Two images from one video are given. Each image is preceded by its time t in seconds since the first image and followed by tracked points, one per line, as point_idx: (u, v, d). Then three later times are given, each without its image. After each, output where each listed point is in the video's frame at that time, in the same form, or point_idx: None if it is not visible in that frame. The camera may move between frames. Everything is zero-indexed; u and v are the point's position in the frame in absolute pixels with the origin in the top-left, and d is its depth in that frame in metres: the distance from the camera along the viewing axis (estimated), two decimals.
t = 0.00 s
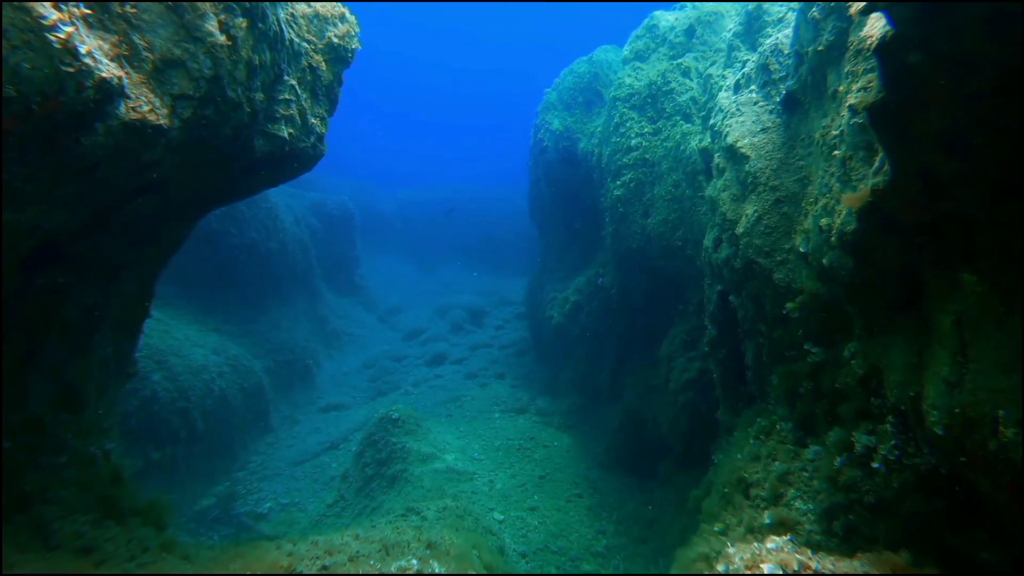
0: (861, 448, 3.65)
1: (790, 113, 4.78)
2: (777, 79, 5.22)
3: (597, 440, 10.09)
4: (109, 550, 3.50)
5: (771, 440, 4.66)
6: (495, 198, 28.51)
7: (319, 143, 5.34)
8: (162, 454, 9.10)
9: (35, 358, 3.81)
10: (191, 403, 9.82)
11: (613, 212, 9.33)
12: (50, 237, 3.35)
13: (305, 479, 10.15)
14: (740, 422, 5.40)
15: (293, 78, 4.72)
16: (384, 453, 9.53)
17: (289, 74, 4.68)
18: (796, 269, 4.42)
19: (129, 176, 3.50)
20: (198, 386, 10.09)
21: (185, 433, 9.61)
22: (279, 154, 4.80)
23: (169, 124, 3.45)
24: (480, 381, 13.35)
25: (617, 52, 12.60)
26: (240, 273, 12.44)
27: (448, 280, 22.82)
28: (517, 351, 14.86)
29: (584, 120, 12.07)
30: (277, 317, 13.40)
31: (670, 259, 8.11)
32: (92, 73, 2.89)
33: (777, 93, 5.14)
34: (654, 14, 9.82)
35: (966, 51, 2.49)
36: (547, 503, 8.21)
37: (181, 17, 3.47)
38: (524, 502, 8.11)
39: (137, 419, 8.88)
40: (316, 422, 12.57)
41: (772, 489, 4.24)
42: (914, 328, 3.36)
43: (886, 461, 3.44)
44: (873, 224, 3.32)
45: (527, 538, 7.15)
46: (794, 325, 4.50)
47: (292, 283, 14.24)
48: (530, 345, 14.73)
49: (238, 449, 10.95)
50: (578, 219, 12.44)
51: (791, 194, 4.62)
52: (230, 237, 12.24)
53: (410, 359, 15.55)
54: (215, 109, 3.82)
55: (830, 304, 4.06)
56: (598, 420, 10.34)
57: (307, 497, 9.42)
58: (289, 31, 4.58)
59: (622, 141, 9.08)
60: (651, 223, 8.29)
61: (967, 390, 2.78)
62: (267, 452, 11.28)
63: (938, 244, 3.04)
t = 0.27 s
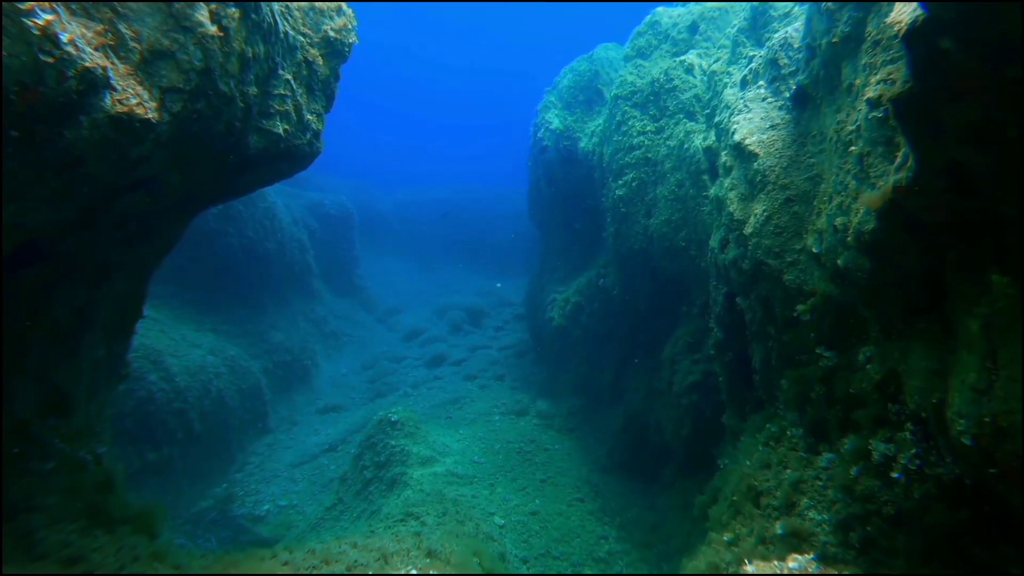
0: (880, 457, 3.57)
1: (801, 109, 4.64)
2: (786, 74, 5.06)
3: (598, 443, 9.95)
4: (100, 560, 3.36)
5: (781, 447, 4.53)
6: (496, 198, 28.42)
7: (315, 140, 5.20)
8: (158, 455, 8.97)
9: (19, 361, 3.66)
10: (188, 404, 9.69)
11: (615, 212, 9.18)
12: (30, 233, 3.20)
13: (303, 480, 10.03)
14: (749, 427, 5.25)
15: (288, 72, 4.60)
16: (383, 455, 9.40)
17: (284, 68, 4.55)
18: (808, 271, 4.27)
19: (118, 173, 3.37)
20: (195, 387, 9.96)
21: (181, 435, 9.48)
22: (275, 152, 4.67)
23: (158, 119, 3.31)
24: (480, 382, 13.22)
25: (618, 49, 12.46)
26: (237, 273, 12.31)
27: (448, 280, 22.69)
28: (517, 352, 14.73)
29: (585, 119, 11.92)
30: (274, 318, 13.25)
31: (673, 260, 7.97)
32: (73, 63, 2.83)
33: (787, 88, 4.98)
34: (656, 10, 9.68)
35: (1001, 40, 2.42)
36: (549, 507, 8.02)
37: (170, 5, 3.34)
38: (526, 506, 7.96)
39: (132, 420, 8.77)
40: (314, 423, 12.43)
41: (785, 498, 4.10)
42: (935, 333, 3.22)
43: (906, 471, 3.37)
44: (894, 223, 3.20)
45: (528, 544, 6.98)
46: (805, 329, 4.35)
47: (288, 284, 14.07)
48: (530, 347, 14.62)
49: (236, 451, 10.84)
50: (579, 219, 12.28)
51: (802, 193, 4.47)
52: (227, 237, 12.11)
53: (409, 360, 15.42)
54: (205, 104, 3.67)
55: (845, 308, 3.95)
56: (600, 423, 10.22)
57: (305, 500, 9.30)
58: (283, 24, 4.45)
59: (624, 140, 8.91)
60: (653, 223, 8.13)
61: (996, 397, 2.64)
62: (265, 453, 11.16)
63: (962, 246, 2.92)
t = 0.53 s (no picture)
0: (898, 466, 3.42)
1: (811, 105, 4.51)
2: (796, 68, 4.93)
3: (601, 446, 9.81)
4: None
5: (791, 453, 4.38)
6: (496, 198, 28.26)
7: (310, 136, 5.06)
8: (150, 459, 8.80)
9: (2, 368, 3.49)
10: (182, 407, 9.52)
11: (618, 212, 9.05)
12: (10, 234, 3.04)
13: (300, 485, 9.86)
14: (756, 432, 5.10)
15: (282, 66, 4.45)
16: (381, 459, 9.24)
17: (279, 62, 4.40)
18: (820, 271, 4.14)
19: (101, 169, 3.20)
20: (189, 389, 9.78)
21: (175, 438, 9.30)
22: (267, 149, 4.52)
23: (144, 113, 3.17)
24: (480, 384, 13.06)
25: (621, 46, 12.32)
26: (233, 274, 12.13)
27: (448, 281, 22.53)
28: (517, 354, 14.59)
29: (587, 117, 11.78)
30: (271, 319, 13.08)
31: (678, 260, 7.83)
32: (50, 52, 2.69)
33: (797, 83, 4.85)
34: (660, 6, 9.55)
35: None
36: (550, 513, 7.83)
37: None
38: (527, 511, 7.80)
39: (125, 424, 8.60)
40: (312, 426, 12.25)
41: (798, 508, 3.94)
42: (955, 336, 3.10)
43: (926, 481, 3.25)
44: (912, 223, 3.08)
45: (530, 551, 6.75)
46: (817, 331, 4.22)
47: (286, 284, 13.91)
48: (530, 348, 14.49)
49: (231, 454, 10.69)
50: (580, 219, 12.15)
51: (813, 191, 4.34)
52: (223, 236, 11.91)
53: (408, 361, 15.25)
54: (194, 97, 3.53)
55: (858, 309, 3.81)
56: (602, 426, 10.09)
57: (302, 505, 9.14)
58: (277, 15, 4.30)
59: (627, 138, 8.78)
60: (657, 222, 8.00)
61: None
62: (261, 457, 10.99)
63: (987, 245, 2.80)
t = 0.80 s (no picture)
0: (918, 475, 3.30)
1: (823, 99, 4.39)
2: (806, 63, 4.81)
3: (602, 450, 9.67)
4: None
5: (802, 461, 4.21)
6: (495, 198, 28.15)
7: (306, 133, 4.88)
8: (142, 465, 8.62)
9: None
10: (176, 410, 9.35)
11: (620, 212, 8.93)
12: None
13: (296, 490, 9.67)
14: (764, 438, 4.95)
15: (275, 58, 4.34)
16: (379, 464, 9.08)
17: (271, 54, 4.28)
18: (832, 272, 4.02)
19: (82, 164, 3.03)
20: (182, 392, 9.60)
21: (168, 443, 9.11)
22: (260, 145, 4.37)
23: (128, 103, 3.01)
24: (479, 387, 12.90)
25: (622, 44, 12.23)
26: (229, 274, 11.95)
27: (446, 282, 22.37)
28: (517, 356, 14.45)
29: (588, 116, 11.66)
30: (267, 320, 12.91)
31: (682, 261, 7.70)
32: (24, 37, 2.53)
33: (807, 78, 4.73)
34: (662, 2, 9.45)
35: None
36: (551, 519, 7.67)
37: None
38: (528, 516, 7.64)
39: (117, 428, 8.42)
40: (308, 429, 12.06)
41: (811, 518, 3.75)
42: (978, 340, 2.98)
43: (949, 491, 3.11)
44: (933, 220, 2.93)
45: (530, 558, 6.55)
46: (829, 333, 4.06)
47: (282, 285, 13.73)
48: (530, 350, 14.36)
49: (226, 458, 10.50)
50: (581, 219, 12.02)
51: (825, 188, 4.21)
52: (218, 236, 11.71)
53: (407, 363, 15.09)
54: (181, 88, 3.37)
55: (872, 311, 3.67)
56: (603, 430, 9.97)
57: (298, 510, 8.94)
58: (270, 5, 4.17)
59: (629, 137, 8.65)
60: (660, 222, 7.91)
61: None
62: (257, 461, 10.80)
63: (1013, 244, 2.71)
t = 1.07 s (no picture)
0: (940, 488, 3.12)
1: (834, 95, 4.30)
2: (816, 57, 4.67)
3: (605, 454, 9.53)
4: None
5: (814, 469, 4.05)
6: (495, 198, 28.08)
7: (300, 129, 4.72)
8: (134, 470, 8.44)
9: None
10: (169, 414, 9.17)
11: (622, 211, 8.79)
12: None
13: (292, 494, 9.48)
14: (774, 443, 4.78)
15: (267, 51, 4.17)
16: (377, 469, 8.91)
17: (263, 46, 4.12)
18: (845, 273, 3.87)
19: (62, 159, 2.86)
20: (176, 395, 9.42)
21: (161, 447, 8.94)
22: (253, 141, 4.20)
23: (108, 96, 2.86)
24: (479, 389, 12.74)
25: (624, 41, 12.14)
26: (225, 275, 11.78)
27: (446, 282, 22.18)
28: (517, 358, 14.29)
29: (589, 114, 11.52)
30: (264, 322, 12.71)
31: (685, 261, 7.65)
32: None
33: (818, 72, 4.59)
34: None
35: None
36: (552, 525, 7.51)
37: None
38: (529, 522, 7.47)
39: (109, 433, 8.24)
40: (305, 432, 11.88)
41: (826, 529, 3.61)
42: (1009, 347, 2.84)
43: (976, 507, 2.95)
44: (957, 218, 2.84)
45: (531, 566, 6.41)
46: (841, 336, 3.91)
47: (278, 286, 13.52)
48: (531, 352, 14.21)
49: (221, 463, 10.32)
50: (582, 219, 11.88)
51: (838, 186, 4.08)
52: (213, 237, 11.49)
53: (405, 365, 14.91)
54: (166, 81, 3.21)
55: (889, 313, 3.51)
56: (605, 433, 9.85)
57: (293, 516, 8.75)
58: None
59: (632, 135, 8.53)
60: (664, 222, 7.84)
61: None
62: (253, 465, 10.61)
63: None
